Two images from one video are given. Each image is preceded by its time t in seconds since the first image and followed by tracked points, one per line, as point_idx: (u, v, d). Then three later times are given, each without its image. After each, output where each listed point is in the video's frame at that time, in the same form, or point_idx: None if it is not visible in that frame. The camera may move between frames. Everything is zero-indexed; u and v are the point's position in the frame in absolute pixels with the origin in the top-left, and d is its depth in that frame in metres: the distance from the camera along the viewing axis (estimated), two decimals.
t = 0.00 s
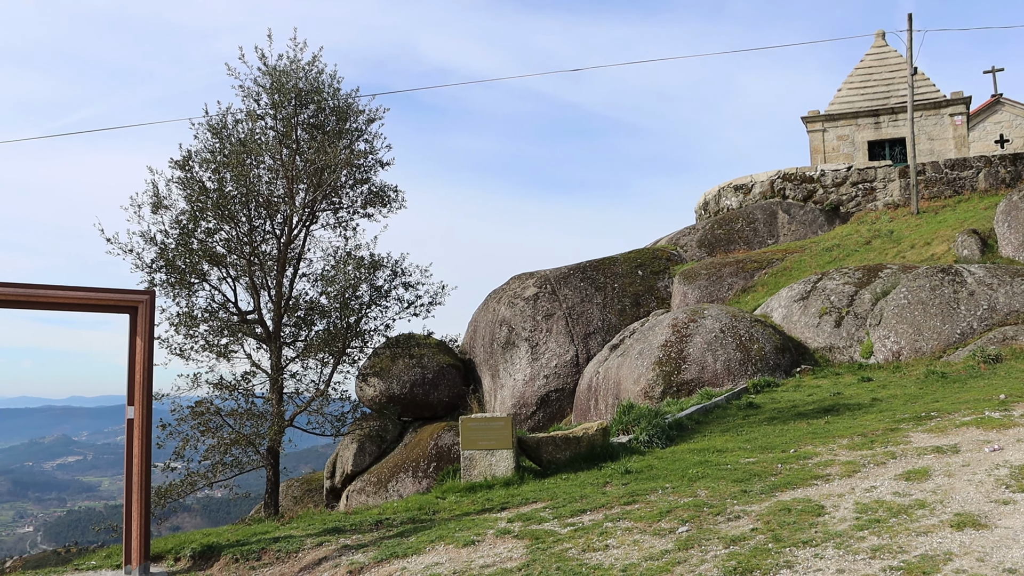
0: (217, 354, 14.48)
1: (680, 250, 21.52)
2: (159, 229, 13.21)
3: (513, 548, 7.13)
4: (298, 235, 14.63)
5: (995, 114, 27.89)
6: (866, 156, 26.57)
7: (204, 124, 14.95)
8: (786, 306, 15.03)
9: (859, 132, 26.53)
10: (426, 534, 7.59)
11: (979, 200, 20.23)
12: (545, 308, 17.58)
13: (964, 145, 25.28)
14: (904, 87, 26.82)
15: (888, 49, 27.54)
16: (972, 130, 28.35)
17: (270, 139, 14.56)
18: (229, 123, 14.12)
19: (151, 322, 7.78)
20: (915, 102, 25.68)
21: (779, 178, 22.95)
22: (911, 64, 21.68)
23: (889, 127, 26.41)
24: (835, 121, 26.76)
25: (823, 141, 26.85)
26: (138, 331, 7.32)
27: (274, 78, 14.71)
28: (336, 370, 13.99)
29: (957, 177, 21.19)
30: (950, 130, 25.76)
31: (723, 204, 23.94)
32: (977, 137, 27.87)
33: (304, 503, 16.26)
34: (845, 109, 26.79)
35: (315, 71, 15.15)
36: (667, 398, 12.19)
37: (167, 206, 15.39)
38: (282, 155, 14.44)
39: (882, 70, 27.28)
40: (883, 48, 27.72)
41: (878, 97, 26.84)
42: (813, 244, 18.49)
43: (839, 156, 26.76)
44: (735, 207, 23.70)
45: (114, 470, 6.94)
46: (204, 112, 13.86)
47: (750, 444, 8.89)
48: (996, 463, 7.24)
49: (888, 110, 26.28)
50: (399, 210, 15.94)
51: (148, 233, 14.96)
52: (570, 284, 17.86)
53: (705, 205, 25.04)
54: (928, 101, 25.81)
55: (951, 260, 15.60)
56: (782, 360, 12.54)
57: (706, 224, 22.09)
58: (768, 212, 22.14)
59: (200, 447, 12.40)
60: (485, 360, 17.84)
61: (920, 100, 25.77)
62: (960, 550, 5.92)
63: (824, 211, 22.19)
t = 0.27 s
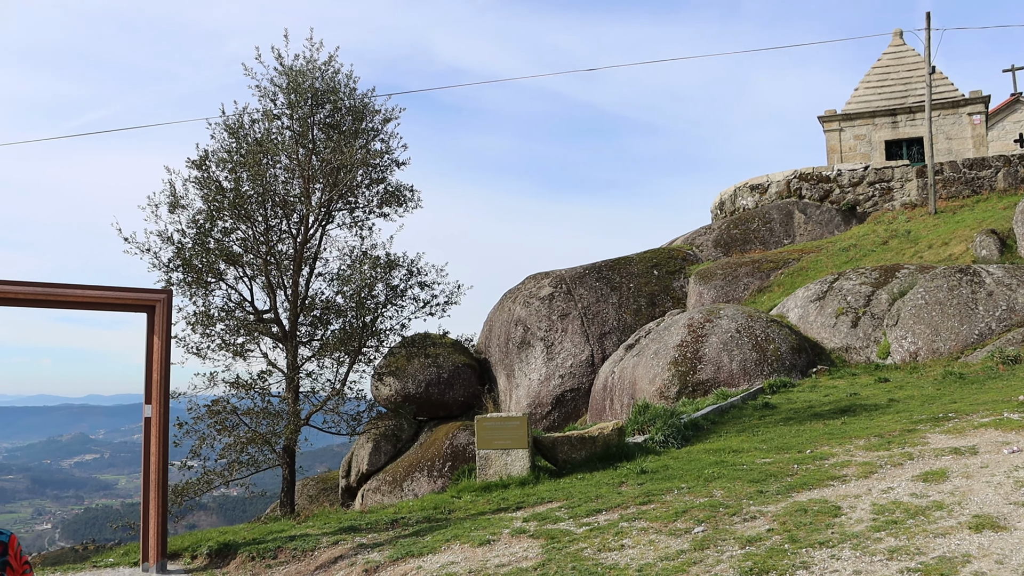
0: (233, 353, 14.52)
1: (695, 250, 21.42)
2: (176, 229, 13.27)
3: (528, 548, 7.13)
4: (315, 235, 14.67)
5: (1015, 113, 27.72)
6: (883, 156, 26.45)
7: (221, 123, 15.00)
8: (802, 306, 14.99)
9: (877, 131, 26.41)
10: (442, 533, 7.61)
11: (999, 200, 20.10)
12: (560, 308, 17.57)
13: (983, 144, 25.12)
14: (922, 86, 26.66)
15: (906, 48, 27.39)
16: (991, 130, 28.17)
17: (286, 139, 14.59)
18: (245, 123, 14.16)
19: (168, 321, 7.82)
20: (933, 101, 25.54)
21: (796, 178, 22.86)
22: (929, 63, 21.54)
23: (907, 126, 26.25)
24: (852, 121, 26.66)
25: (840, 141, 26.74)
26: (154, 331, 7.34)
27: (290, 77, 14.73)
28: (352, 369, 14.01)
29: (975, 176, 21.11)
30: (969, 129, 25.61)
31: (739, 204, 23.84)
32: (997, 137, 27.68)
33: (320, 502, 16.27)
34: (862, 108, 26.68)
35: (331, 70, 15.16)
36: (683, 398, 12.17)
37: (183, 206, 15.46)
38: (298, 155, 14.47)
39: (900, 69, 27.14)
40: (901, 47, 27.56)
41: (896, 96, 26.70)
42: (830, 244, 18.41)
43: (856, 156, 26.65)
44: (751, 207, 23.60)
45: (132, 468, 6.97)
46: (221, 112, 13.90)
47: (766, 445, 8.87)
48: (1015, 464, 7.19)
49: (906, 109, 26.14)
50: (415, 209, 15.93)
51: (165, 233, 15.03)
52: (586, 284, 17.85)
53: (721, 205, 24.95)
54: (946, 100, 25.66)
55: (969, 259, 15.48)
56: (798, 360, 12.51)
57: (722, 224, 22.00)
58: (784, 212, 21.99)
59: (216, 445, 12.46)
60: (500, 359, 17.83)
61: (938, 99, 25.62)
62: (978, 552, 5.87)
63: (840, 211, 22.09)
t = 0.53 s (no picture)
0: (254, 355, 14.58)
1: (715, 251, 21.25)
2: (197, 231, 13.36)
3: (548, 550, 7.12)
4: (334, 237, 14.70)
5: None
6: (903, 155, 26.31)
7: (241, 126, 15.07)
8: (822, 307, 14.89)
9: (897, 131, 26.28)
10: (461, 535, 7.60)
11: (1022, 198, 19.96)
12: (579, 309, 17.56)
13: (1006, 143, 24.92)
14: (942, 85, 26.49)
15: (926, 47, 27.22)
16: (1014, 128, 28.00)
17: (306, 142, 14.63)
18: (265, 126, 14.22)
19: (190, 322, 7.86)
20: (955, 100, 25.38)
21: (815, 179, 22.72)
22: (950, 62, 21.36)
23: (928, 125, 26.08)
24: (872, 120, 26.52)
25: (859, 140, 26.56)
26: (176, 332, 7.37)
27: (310, 80, 14.76)
28: (372, 370, 14.02)
29: (998, 175, 20.94)
30: (991, 128, 25.41)
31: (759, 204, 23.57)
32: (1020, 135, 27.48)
33: (339, 504, 16.26)
34: (882, 108, 26.54)
35: (351, 72, 15.17)
36: (703, 400, 12.13)
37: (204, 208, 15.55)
38: (318, 158, 14.51)
39: (920, 67, 26.96)
40: (921, 45, 27.39)
41: (916, 95, 26.54)
42: (850, 245, 18.30)
43: (876, 155, 26.52)
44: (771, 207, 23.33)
45: (154, 470, 7.02)
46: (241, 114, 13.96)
47: (787, 446, 8.82)
48: None
49: (927, 108, 25.94)
50: (434, 211, 15.91)
51: (186, 235, 15.13)
52: (605, 285, 17.82)
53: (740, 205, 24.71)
54: (968, 99, 25.49)
55: (992, 259, 15.33)
56: (819, 361, 12.42)
57: (741, 225, 21.86)
58: (804, 212, 21.89)
59: (237, 446, 12.54)
60: (519, 361, 17.81)
61: (959, 97, 25.46)
62: (1004, 555, 5.81)
63: (860, 211, 22.04)
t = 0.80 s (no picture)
0: (275, 357, 14.64)
1: (735, 250, 21.03)
2: (218, 234, 13.46)
3: (571, 550, 7.12)
4: (354, 239, 14.76)
5: None
6: (925, 152, 26.12)
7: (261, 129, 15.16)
8: (844, 305, 14.82)
9: (918, 127, 26.11)
10: (484, 535, 7.61)
11: None
12: (599, 309, 17.54)
13: None
14: (964, 80, 26.29)
15: (948, 41, 27.10)
16: None
17: (325, 144, 14.68)
18: (285, 129, 14.29)
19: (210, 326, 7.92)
20: (977, 95, 25.19)
21: (836, 175, 22.66)
22: (972, 57, 21.19)
23: (949, 121, 25.88)
24: (892, 117, 26.39)
25: (880, 137, 26.50)
26: (199, 334, 7.41)
27: (328, 83, 14.80)
28: (393, 372, 14.05)
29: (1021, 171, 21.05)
30: (1015, 123, 25.16)
31: (779, 202, 23.57)
32: None
33: (361, 505, 16.21)
34: (903, 104, 26.39)
35: (369, 75, 15.20)
36: (724, 399, 12.09)
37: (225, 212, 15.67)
38: (337, 160, 14.56)
39: (941, 62, 26.81)
40: (943, 40, 27.24)
41: (938, 91, 26.36)
42: (872, 242, 18.18)
43: (897, 152, 26.38)
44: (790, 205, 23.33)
45: (178, 472, 7.05)
46: (260, 118, 14.04)
47: (809, 445, 8.77)
48: None
49: (948, 104, 25.73)
50: (453, 212, 15.91)
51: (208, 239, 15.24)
52: (625, 285, 17.78)
53: (760, 203, 24.67)
54: (991, 94, 25.30)
55: (1018, 255, 15.12)
56: (841, 360, 12.34)
57: (761, 223, 21.72)
58: (825, 210, 21.65)
59: (259, 448, 12.61)
60: (539, 361, 17.77)
61: (982, 92, 25.26)
62: None
63: (881, 209, 21.76)
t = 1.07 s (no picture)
0: (294, 357, 14.70)
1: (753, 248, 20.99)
2: (236, 235, 13.53)
3: (589, 548, 7.12)
4: (371, 239, 14.79)
5: None
6: (944, 147, 25.94)
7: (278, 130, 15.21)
8: (862, 302, 14.78)
9: (937, 123, 25.96)
10: (502, 534, 7.61)
11: None
12: (617, 308, 17.50)
13: None
14: (984, 75, 26.10)
15: (967, 36, 26.95)
16: None
17: (342, 144, 14.71)
18: (302, 130, 14.33)
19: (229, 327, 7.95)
20: (997, 90, 24.99)
21: (853, 173, 22.47)
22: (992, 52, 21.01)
23: (969, 116, 25.69)
24: (911, 112, 26.25)
25: (899, 133, 26.38)
26: (218, 335, 7.44)
27: (345, 83, 14.82)
28: (411, 371, 14.07)
29: None
30: None
31: (796, 199, 23.65)
32: None
33: (380, 504, 16.27)
34: (922, 99, 26.25)
35: (385, 75, 15.21)
36: (742, 397, 12.05)
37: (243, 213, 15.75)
38: (354, 160, 14.59)
39: (960, 57, 26.65)
40: (962, 34, 27.08)
41: (957, 86, 26.17)
42: (890, 239, 18.07)
43: (916, 148, 26.25)
44: (807, 202, 23.36)
45: (198, 472, 7.09)
46: (277, 119, 14.08)
47: (828, 443, 8.73)
48: None
49: (968, 99, 25.54)
50: (470, 212, 15.89)
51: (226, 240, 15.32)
52: (642, 283, 17.74)
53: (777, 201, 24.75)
54: (1011, 88, 25.10)
55: None
56: (860, 358, 12.28)
57: (779, 221, 21.60)
58: (842, 207, 21.52)
59: (278, 448, 12.67)
60: (557, 360, 17.76)
61: (1002, 87, 25.06)
62: None
63: (900, 205, 21.65)
